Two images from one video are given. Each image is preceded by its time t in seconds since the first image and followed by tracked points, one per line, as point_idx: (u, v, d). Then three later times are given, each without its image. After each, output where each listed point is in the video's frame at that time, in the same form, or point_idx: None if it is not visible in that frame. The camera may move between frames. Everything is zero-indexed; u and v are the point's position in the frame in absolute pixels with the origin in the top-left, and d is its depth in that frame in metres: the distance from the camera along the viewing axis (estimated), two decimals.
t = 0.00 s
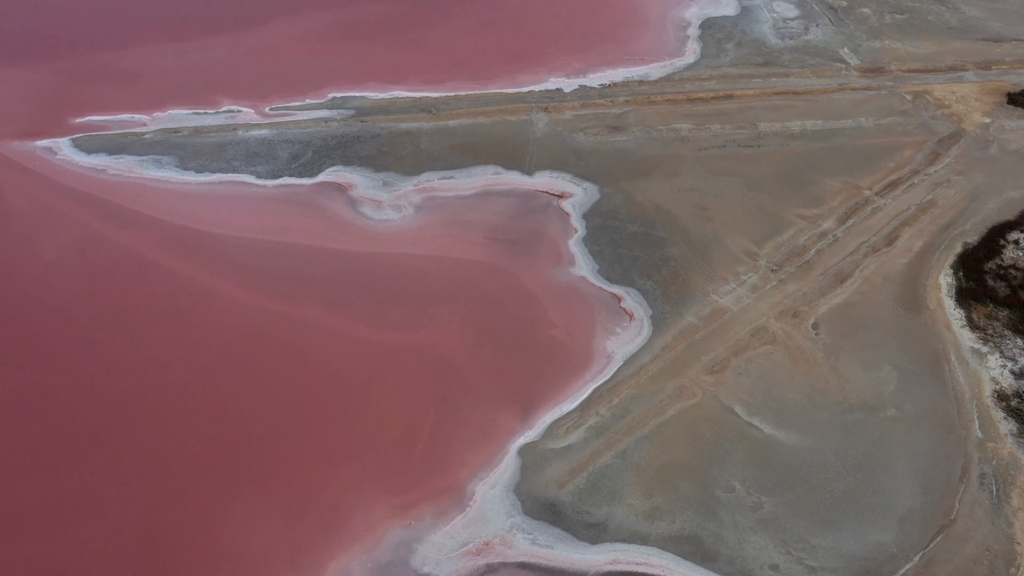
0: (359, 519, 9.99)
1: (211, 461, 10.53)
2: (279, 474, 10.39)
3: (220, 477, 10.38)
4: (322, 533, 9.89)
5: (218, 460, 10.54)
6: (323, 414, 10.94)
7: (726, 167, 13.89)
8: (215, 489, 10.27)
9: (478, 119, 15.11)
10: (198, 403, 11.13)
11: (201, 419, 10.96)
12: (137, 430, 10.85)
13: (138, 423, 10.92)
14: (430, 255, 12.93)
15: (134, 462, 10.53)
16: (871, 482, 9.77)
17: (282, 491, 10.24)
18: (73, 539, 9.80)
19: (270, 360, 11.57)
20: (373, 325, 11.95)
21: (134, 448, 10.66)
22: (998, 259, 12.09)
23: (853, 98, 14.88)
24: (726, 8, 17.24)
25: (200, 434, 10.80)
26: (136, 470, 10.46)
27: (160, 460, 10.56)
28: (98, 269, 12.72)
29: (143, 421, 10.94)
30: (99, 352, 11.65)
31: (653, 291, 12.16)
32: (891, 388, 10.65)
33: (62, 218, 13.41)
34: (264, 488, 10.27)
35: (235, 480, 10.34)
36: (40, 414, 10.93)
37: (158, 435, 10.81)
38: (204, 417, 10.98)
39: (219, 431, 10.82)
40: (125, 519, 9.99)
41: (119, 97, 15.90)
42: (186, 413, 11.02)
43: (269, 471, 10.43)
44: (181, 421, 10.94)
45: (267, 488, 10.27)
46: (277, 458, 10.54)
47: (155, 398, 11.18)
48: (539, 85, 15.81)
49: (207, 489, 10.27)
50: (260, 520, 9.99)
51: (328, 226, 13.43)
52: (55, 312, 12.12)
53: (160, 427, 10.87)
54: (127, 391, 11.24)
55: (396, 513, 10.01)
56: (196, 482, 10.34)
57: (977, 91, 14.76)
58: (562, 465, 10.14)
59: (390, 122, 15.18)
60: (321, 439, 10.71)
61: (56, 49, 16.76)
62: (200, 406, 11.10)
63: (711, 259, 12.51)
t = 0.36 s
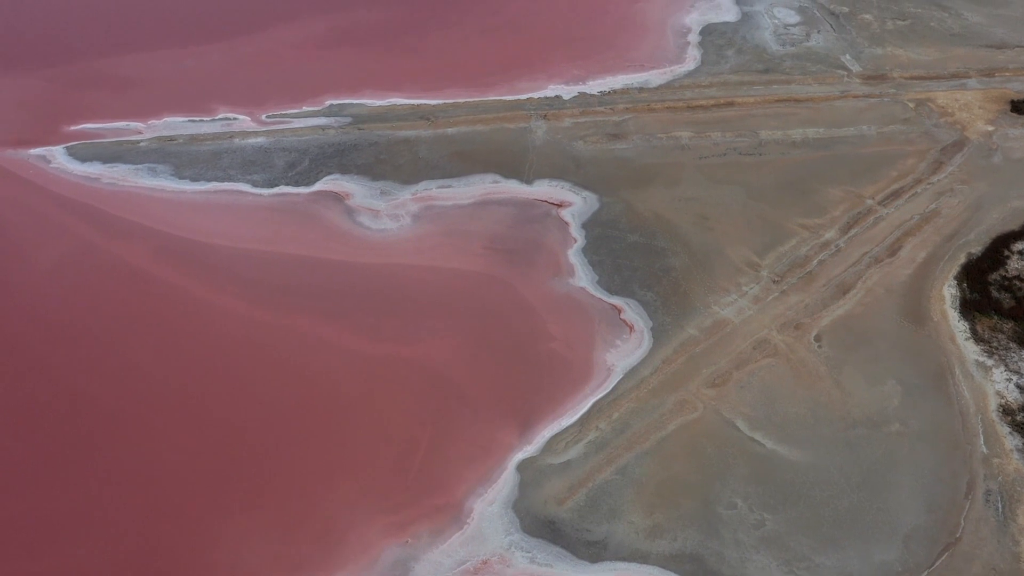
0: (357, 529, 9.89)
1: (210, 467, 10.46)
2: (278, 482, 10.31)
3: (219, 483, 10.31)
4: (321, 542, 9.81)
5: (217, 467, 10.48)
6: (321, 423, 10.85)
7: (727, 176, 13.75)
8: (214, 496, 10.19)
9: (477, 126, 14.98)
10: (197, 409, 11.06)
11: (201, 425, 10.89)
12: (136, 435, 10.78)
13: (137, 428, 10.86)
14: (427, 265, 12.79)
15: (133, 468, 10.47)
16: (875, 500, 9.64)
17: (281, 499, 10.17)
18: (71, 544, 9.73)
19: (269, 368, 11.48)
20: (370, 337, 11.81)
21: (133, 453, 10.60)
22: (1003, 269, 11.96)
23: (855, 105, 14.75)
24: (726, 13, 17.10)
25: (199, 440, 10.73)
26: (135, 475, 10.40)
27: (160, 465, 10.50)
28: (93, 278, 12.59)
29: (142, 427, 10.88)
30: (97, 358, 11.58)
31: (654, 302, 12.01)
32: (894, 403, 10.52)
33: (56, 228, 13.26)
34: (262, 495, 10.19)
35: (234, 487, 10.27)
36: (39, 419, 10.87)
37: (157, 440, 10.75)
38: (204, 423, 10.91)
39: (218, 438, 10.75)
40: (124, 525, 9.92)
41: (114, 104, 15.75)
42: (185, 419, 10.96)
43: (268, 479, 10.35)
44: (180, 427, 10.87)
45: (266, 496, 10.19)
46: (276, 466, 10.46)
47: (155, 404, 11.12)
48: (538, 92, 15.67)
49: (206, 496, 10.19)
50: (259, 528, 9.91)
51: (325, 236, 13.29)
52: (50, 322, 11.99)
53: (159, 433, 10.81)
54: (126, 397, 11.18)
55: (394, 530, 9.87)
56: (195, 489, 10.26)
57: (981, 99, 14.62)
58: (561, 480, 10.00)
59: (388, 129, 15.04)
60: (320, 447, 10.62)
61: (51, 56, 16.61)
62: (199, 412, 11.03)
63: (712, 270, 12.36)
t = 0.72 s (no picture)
0: (358, 538, 9.80)
1: (210, 471, 10.38)
2: (277, 487, 10.23)
3: (219, 488, 10.24)
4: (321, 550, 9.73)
5: (218, 471, 10.40)
6: (321, 431, 10.74)
7: (728, 185, 13.61)
8: (214, 500, 10.12)
9: (475, 134, 14.84)
10: (197, 413, 10.97)
11: (201, 430, 10.80)
12: (136, 438, 10.72)
13: (137, 430, 10.79)
14: (425, 276, 12.64)
15: (133, 470, 10.40)
16: (879, 517, 9.52)
17: (281, 505, 10.09)
18: (70, 547, 9.68)
19: (268, 374, 11.38)
20: (368, 348, 11.67)
21: (134, 456, 10.53)
22: (1007, 280, 11.84)
23: (857, 113, 14.61)
24: (727, 19, 16.95)
25: (199, 444, 10.65)
26: (134, 478, 10.33)
27: (160, 468, 10.43)
28: (87, 287, 12.45)
29: (142, 429, 10.80)
30: (96, 362, 11.50)
31: (654, 314, 11.87)
32: (898, 418, 10.38)
33: (50, 238, 13.11)
34: (262, 501, 10.12)
35: (234, 492, 10.20)
36: (39, 420, 10.82)
37: (158, 444, 10.68)
38: (204, 428, 10.82)
39: (218, 443, 10.67)
40: (123, 528, 9.86)
41: (109, 112, 15.61)
42: (185, 423, 10.88)
43: (268, 484, 10.27)
44: (180, 431, 10.79)
45: (266, 501, 10.11)
46: (276, 472, 10.37)
47: (155, 407, 11.04)
48: (537, 100, 15.53)
49: (206, 500, 10.12)
50: (258, 534, 9.84)
51: (321, 246, 13.14)
52: (44, 332, 11.85)
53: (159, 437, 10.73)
54: (127, 399, 11.12)
55: (390, 548, 9.72)
56: (194, 493, 10.19)
57: (983, 106, 14.50)
58: (561, 497, 9.86)
59: (385, 137, 14.91)
60: (320, 455, 10.52)
61: (46, 62, 16.47)
62: (200, 416, 10.94)
63: (713, 280, 12.22)
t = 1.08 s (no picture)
0: (358, 542, 9.77)
1: (210, 471, 10.39)
2: (277, 488, 10.22)
3: (219, 488, 10.24)
4: (320, 553, 9.69)
5: (218, 472, 10.39)
6: (321, 435, 10.70)
7: (729, 194, 13.47)
8: (214, 501, 10.12)
9: (474, 142, 14.70)
10: (197, 415, 10.96)
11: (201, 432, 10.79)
12: (137, 439, 10.71)
13: (138, 431, 10.78)
14: (422, 287, 12.49)
15: (134, 470, 10.40)
16: (883, 535, 9.38)
17: (281, 506, 10.08)
18: (70, 546, 9.70)
19: (267, 380, 11.33)
20: (365, 361, 11.52)
21: (134, 456, 10.52)
22: (1012, 292, 11.70)
23: (859, 121, 14.48)
24: (727, 26, 16.80)
25: (200, 444, 10.65)
26: (134, 478, 10.33)
27: (160, 469, 10.42)
28: (81, 298, 12.31)
29: (143, 430, 10.80)
30: (96, 364, 11.48)
31: (654, 326, 11.72)
32: (902, 433, 10.24)
33: (43, 249, 12.96)
34: (262, 502, 10.11)
35: (234, 492, 10.20)
36: (39, 421, 10.82)
37: (157, 445, 10.66)
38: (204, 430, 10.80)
39: (218, 443, 10.66)
40: (123, 528, 9.87)
41: (104, 119, 15.45)
42: (186, 424, 10.87)
43: (268, 485, 10.27)
44: (181, 432, 10.78)
45: (265, 503, 10.10)
46: (276, 474, 10.35)
47: (156, 407, 11.03)
48: (536, 107, 15.39)
49: (206, 501, 10.12)
50: (258, 534, 9.84)
51: (318, 256, 13.00)
52: (38, 340, 11.74)
53: (159, 438, 10.72)
54: (127, 400, 11.11)
55: (388, 566, 9.61)
56: (195, 493, 10.20)
57: (987, 114, 14.36)
58: (560, 515, 9.74)
59: (383, 145, 14.76)
60: (320, 457, 10.49)
61: (40, 69, 16.32)
62: (200, 418, 10.93)
63: (714, 292, 12.08)
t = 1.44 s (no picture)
0: (356, 542, 9.81)
1: (211, 470, 10.47)
2: (277, 487, 10.28)
3: (220, 487, 10.32)
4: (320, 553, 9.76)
5: (218, 471, 10.47)
6: (319, 439, 10.68)
7: (730, 203, 13.32)
8: (214, 499, 10.22)
9: (473, 150, 14.55)
10: (197, 415, 11.00)
11: (201, 432, 10.83)
12: (137, 439, 10.77)
13: (138, 431, 10.84)
14: (419, 298, 12.34)
15: (134, 469, 10.48)
16: (887, 554, 9.27)
17: (281, 504, 10.15)
18: (71, 545, 9.81)
19: (265, 384, 11.30)
20: (361, 374, 11.35)
21: (134, 456, 10.59)
22: (1017, 303, 11.55)
23: (861, 129, 14.34)
24: (728, 32, 16.64)
25: (201, 443, 10.72)
26: (135, 477, 10.41)
27: (160, 469, 10.49)
28: (75, 308, 12.18)
29: (143, 429, 10.86)
30: (97, 364, 11.51)
31: (655, 338, 11.58)
32: (907, 449, 10.10)
33: (36, 259, 12.80)
34: (262, 501, 10.18)
35: (234, 492, 10.28)
36: (39, 421, 10.88)
37: (158, 445, 10.73)
38: (203, 430, 10.84)
39: (218, 443, 10.72)
40: (124, 527, 9.97)
41: (98, 127, 15.29)
42: (186, 424, 10.92)
43: (268, 484, 10.34)
44: (181, 432, 10.84)
45: (265, 501, 10.18)
46: (275, 473, 10.40)
47: (156, 407, 11.08)
48: (535, 115, 15.24)
49: (206, 499, 10.22)
50: (258, 533, 9.93)
51: (315, 266, 12.84)
52: (34, 349, 11.66)
53: (159, 438, 10.78)
54: (127, 399, 11.16)
55: None
56: (196, 492, 10.29)
57: (990, 122, 14.22)
58: (560, 533, 9.63)
59: (380, 153, 14.61)
60: (319, 457, 10.52)
61: (34, 76, 16.16)
62: (199, 419, 10.97)
63: (715, 303, 11.93)
